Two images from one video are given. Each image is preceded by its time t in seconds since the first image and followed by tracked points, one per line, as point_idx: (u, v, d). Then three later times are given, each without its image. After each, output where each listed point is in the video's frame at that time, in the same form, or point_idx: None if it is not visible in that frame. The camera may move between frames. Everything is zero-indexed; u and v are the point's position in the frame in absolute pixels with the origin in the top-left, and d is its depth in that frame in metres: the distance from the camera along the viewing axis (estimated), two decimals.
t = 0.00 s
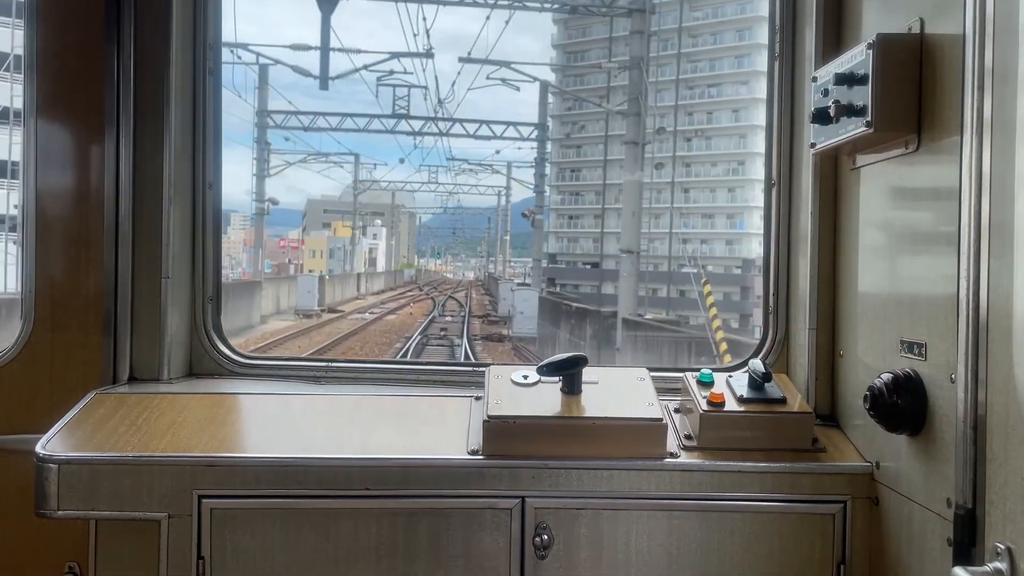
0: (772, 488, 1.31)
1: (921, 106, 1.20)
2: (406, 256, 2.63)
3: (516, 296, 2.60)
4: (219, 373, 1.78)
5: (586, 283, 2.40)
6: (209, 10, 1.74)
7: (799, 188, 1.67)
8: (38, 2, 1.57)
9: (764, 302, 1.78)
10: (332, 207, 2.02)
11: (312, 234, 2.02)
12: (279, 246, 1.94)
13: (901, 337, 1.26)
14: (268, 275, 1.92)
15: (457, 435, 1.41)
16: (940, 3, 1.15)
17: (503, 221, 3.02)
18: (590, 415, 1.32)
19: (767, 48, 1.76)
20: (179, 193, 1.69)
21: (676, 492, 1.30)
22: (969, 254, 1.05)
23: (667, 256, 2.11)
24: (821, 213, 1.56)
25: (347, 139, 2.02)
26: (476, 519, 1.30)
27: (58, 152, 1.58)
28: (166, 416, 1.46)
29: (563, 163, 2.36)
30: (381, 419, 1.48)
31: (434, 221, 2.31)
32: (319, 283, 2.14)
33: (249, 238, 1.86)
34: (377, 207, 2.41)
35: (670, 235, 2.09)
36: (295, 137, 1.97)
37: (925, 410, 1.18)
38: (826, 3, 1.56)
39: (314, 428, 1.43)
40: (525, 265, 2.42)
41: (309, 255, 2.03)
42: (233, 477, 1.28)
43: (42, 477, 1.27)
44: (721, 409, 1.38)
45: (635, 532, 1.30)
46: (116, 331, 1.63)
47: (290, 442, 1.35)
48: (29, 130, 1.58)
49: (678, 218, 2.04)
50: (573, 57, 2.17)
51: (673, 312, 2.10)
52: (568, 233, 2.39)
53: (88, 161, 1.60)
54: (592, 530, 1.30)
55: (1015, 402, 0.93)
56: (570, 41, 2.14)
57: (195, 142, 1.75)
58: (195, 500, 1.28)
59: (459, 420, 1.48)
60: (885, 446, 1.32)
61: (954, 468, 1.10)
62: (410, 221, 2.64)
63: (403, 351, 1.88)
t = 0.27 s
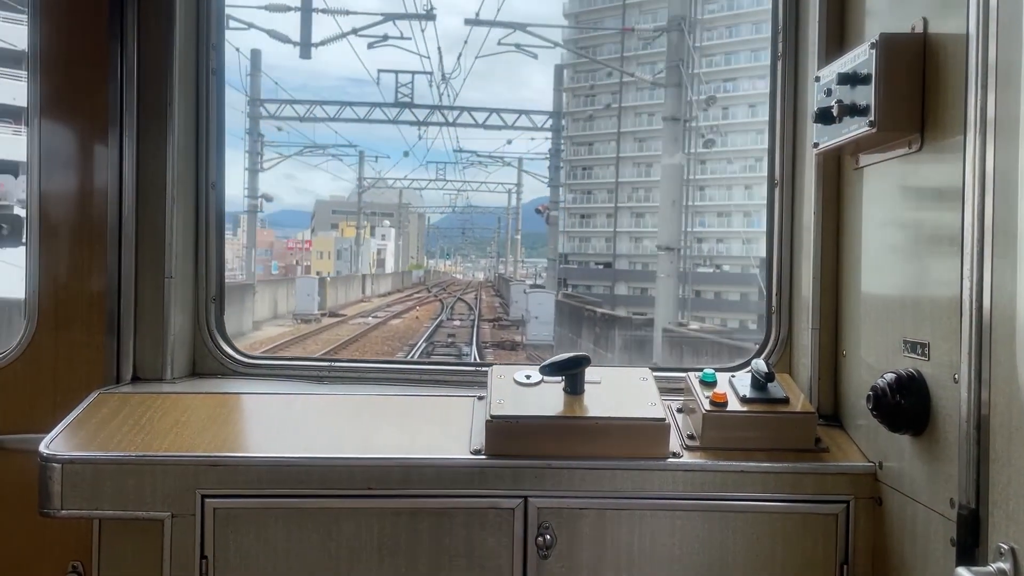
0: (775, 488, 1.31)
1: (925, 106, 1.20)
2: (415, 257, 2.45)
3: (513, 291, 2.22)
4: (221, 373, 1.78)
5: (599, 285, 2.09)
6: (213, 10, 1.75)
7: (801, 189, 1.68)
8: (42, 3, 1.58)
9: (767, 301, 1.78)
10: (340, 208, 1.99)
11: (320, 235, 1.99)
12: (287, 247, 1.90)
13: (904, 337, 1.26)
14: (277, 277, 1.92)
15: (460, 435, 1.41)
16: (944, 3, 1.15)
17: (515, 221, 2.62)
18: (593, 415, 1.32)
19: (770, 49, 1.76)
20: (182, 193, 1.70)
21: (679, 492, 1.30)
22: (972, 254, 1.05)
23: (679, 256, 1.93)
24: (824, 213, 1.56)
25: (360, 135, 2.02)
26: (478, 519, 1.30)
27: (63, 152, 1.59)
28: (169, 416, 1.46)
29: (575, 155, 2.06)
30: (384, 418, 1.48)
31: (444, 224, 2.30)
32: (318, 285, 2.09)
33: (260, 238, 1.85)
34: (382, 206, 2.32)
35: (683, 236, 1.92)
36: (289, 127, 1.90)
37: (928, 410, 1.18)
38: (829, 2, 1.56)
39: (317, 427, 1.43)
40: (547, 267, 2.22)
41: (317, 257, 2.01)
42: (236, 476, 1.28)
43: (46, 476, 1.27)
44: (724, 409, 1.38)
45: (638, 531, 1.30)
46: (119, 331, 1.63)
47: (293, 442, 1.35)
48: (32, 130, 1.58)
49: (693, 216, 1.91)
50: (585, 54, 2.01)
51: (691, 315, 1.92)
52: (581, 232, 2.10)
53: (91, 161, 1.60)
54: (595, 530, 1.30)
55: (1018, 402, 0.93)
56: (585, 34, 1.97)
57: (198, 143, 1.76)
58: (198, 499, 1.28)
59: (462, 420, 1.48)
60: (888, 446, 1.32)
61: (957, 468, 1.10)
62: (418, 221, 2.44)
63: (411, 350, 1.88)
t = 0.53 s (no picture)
0: (777, 488, 1.30)
1: (928, 105, 1.20)
2: (422, 257, 2.37)
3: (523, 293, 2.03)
4: (223, 373, 1.78)
5: (610, 286, 1.94)
6: (215, 11, 1.75)
7: (804, 190, 1.67)
8: (45, 3, 1.58)
9: (769, 301, 1.78)
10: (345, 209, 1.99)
11: (326, 235, 1.96)
12: (293, 247, 1.87)
13: (906, 337, 1.26)
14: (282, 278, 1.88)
15: (462, 434, 1.41)
16: (946, 3, 1.15)
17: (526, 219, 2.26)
18: (595, 415, 1.32)
19: (772, 50, 1.76)
20: (184, 193, 1.70)
21: (681, 492, 1.30)
22: (974, 254, 1.05)
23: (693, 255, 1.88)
24: (827, 212, 1.56)
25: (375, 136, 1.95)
26: (480, 519, 1.30)
27: (66, 152, 1.59)
28: (171, 415, 1.46)
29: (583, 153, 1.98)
30: (386, 418, 1.48)
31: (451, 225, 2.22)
32: (314, 286, 1.95)
33: (265, 241, 1.83)
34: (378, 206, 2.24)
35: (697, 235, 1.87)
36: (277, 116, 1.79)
37: (930, 410, 1.18)
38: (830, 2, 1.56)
39: (320, 427, 1.43)
40: (560, 267, 2.01)
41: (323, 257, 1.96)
42: (238, 476, 1.29)
43: (49, 476, 1.27)
44: (725, 409, 1.38)
45: (639, 531, 1.30)
46: (121, 331, 1.63)
47: (295, 442, 1.35)
48: (35, 131, 1.58)
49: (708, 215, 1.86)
50: (592, 50, 1.91)
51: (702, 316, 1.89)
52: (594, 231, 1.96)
53: (94, 161, 1.61)
54: (597, 530, 1.30)
55: (1021, 402, 0.93)
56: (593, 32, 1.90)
57: (200, 142, 1.76)
58: (201, 499, 1.29)
59: (464, 420, 1.48)
60: (890, 446, 1.31)
61: (960, 468, 1.09)
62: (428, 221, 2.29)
63: (419, 348, 1.87)
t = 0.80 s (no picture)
0: (780, 488, 1.30)
1: (930, 105, 1.20)
2: (428, 257, 2.28)
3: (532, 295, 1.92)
4: (226, 374, 1.78)
5: (620, 286, 1.87)
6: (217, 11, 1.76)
7: (806, 190, 1.67)
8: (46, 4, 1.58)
9: (772, 301, 1.78)
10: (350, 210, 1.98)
11: (331, 235, 1.93)
12: (296, 248, 1.83)
13: (909, 337, 1.26)
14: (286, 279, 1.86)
15: (464, 435, 1.41)
16: (948, 3, 1.15)
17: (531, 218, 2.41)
18: (598, 415, 1.32)
19: (774, 49, 1.76)
20: (187, 193, 1.70)
21: (684, 492, 1.30)
22: (977, 253, 1.05)
23: (706, 254, 1.80)
24: (829, 212, 1.56)
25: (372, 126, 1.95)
26: (483, 519, 1.30)
27: (68, 153, 1.59)
28: (174, 416, 1.46)
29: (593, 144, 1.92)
30: (389, 418, 1.48)
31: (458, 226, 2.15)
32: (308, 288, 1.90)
33: (268, 241, 1.81)
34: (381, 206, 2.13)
35: (710, 233, 1.78)
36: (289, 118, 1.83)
37: (934, 410, 1.18)
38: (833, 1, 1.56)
39: (323, 427, 1.43)
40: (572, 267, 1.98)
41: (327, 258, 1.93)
42: (241, 477, 1.29)
43: (52, 477, 1.27)
44: (728, 409, 1.38)
45: (642, 531, 1.30)
46: (124, 331, 1.64)
47: (298, 442, 1.35)
48: (37, 131, 1.58)
49: (721, 213, 1.78)
50: (601, 45, 1.84)
51: (715, 316, 1.81)
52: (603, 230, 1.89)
53: (96, 161, 1.61)
54: (599, 530, 1.30)
55: None
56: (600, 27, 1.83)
57: (203, 143, 1.77)
58: (204, 500, 1.29)
59: (466, 421, 1.48)
60: (893, 446, 1.31)
61: (964, 468, 1.09)
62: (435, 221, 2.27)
63: (427, 349, 1.87)
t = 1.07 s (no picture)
0: (782, 487, 1.30)
1: (933, 104, 1.20)
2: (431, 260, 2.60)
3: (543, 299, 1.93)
4: (228, 374, 1.79)
5: (629, 287, 1.85)
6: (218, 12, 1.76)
7: (809, 191, 1.67)
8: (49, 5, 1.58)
9: (775, 300, 1.78)
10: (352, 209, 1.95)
11: (334, 236, 1.91)
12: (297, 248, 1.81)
13: (912, 336, 1.26)
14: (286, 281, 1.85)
15: (467, 435, 1.41)
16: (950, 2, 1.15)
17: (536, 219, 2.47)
18: (600, 415, 1.32)
19: (776, 49, 1.76)
20: (189, 193, 1.70)
21: (686, 491, 1.30)
22: (979, 253, 1.05)
23: (717, 254, 1.79)
24: (832, 211, 1.56)
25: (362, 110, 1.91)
26: (486, 519, 1.30)
27: (70, 154, 1.59)
28: (176, 416, 1.46)
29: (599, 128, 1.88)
30: (391, 418, 1.48)
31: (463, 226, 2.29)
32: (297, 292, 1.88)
33: (271, 242, 1.80)
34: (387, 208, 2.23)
35: (721, 232, 1.77)
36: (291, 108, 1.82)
37: (936, 409, 1.18)
38: None
39: (325, 427, 1.43)
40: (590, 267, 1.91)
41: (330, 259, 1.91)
42: (244, 477, 1.29)
43: (55, 477, 1.28)
44: (731, 408, 1.38)
45: (645, 531, 1.30)
46: (127, 331, 1.64)
47: (301, 443, 1.35)
48: (40, 132, 1.59)
49: (732, 212, 1.78)
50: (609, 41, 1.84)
51: (726, 317, 1.81)
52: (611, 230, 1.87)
53: (99, 162, 1.61)
54: (602, 530, 1.30)
55: None
56: (608, 20, 1.83)
57: (205, 143, 1.77)
58: (206, 500, 1.29)
59: (468, 421, 1.48)
60: (896, 446, 1.31)
61: (967, 468, 1.09)
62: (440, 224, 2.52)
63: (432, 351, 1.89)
